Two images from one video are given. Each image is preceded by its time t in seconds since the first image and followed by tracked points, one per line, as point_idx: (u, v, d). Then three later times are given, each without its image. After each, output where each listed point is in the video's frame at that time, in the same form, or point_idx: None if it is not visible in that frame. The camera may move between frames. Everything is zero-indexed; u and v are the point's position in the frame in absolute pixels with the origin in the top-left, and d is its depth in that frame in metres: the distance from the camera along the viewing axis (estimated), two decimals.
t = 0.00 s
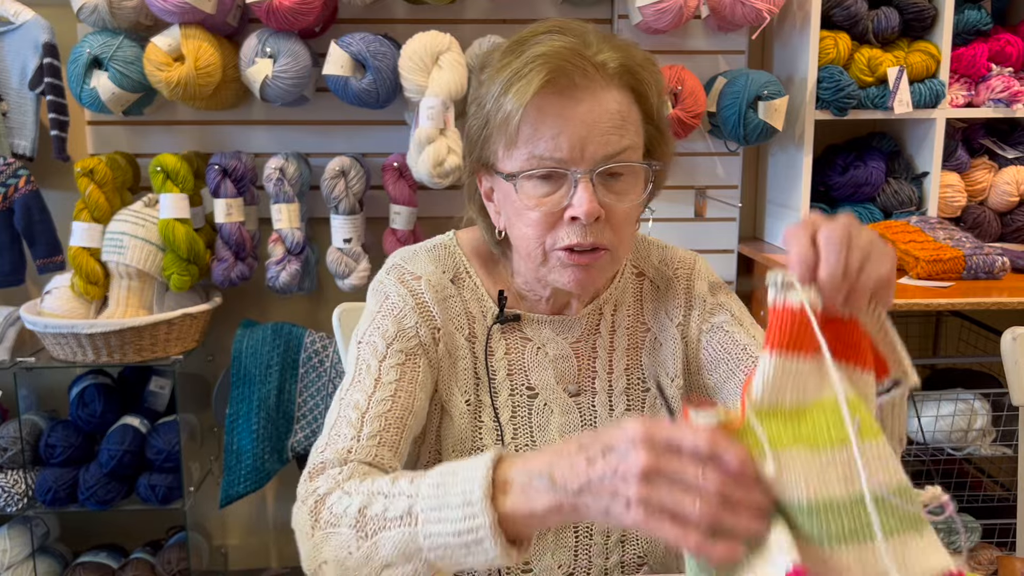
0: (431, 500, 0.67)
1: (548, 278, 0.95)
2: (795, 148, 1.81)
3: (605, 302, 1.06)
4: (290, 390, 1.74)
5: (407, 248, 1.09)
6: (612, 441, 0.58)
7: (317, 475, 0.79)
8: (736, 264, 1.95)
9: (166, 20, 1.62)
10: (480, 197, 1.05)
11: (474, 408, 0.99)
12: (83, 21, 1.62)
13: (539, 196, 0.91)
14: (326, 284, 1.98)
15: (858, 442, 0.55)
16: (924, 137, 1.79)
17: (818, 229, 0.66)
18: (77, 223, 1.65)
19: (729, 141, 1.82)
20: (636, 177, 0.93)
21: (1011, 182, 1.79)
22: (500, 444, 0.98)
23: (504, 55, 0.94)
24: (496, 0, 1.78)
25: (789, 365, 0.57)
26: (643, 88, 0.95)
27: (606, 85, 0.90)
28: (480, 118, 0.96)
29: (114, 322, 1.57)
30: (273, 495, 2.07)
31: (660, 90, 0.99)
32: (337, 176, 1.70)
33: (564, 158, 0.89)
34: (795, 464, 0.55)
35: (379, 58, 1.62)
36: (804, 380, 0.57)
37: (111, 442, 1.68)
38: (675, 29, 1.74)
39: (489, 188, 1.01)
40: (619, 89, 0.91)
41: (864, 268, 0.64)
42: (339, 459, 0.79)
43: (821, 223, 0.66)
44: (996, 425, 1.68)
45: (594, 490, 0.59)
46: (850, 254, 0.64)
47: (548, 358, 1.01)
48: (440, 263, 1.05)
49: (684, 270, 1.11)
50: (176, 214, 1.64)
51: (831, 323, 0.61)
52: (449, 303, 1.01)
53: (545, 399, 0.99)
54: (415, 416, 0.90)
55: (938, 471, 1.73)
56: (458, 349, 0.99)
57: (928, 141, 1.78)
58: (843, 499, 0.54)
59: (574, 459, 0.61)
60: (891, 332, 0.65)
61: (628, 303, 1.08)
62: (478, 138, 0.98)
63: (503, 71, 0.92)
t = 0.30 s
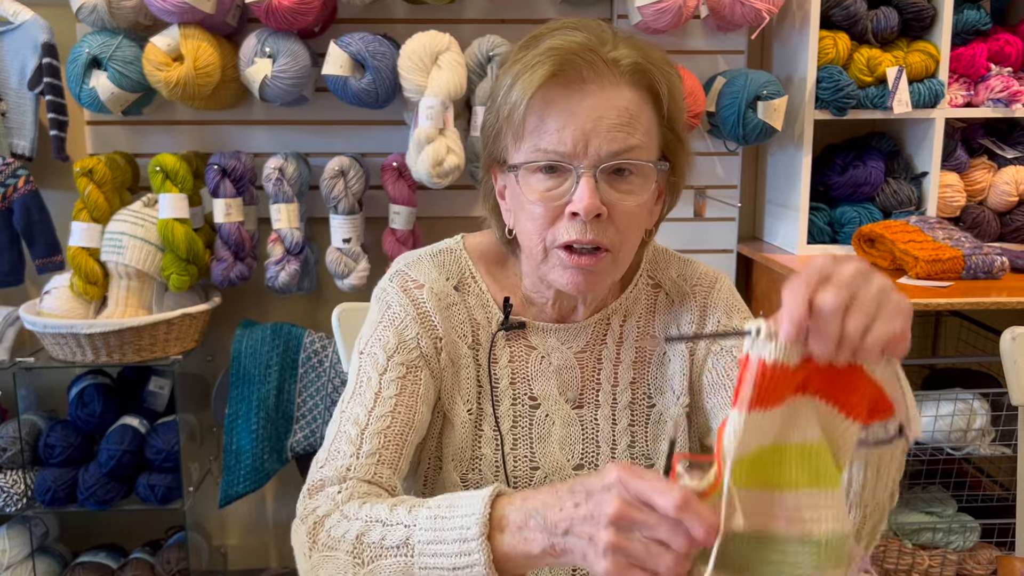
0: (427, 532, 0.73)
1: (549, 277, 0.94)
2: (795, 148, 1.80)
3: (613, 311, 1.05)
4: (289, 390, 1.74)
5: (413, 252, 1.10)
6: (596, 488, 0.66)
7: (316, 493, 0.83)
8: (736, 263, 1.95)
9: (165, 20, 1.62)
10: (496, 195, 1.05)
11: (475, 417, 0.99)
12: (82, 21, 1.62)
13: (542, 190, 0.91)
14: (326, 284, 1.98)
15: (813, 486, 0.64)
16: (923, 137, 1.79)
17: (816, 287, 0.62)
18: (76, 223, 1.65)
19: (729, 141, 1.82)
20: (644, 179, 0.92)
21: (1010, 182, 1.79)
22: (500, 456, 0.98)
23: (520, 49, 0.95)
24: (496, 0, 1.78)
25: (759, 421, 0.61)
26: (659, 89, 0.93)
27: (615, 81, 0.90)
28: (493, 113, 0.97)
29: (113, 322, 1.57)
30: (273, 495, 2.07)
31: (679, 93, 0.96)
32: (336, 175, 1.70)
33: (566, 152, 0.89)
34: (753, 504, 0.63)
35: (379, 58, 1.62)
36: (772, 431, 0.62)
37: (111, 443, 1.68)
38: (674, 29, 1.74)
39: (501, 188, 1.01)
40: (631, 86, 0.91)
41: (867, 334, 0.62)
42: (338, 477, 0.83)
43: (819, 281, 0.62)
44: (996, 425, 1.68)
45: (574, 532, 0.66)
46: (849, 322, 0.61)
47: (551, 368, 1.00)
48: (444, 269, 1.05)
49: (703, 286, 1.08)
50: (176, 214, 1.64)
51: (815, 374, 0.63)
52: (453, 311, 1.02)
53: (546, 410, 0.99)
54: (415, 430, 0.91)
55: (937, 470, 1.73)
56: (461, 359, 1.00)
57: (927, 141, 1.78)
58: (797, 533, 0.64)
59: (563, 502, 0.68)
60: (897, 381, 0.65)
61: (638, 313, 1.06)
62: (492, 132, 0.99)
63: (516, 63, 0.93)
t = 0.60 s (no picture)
0: (420, 523, 0.73)
1: (549, 286, 0.95)
2: (794, 148, 1.81)
3: (616, 318, 1.05)
4: (288, 390, 1.74)
5: (415, 253, 1.10)
6: (562, 457, 0.67)
7: (312, 495, 0.83)
8: (735, 263, 1.95)
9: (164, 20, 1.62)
10: (500, 196, 1.05)
11: (474, 422, 0.99)
12: (81, 20, 1.62)
13: (545, 201, 0.91)
14: (325, 284, 1.98)
15: (786, 494, 0.67)
16: (922, 137, 1.79)
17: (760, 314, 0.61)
18: (75, 223, 1.65)
19: (728, 140, 1.82)
20: (652, 195, 0.91)
21: (1009, 182, 1.79)
22: (498, 462, 0.98)
23: (530, 53, 0.95)
24: (496, 0, 1.78)
25: (725, 423, 0.65)
26: (670, 101, 0.93)
27: (625, 93, 0.89)
28: (499, 116, 0.97)
29: (112, 322, 1.57)
30: (272, 495, 2.07)
31: (690, 105, 0.96)
32: (336, 175, 1.70)
33: (572, 164, 0.89)
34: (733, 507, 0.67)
35: (379, 58, 1.62)
36: (743, 435, 0.66)
37: (110, 443, 1.68)
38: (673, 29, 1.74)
39: (505, 189, 1.01)
40: (641, 97, 0.90)
41: (806, 363, 0.60)
42: (334, 479, 0.84)
43: (764, 309, 0.60)
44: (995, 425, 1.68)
45: (558, 506, 0.66)
46: (783, 353, 0.60)
47: (551, 373, 1.00)
48: (446, 271, 1.05)
49: (706, 287, 1.09)
50: (175, 214, 1.64)
51: (773, 389, 0.67)
52: (453, 314, 1.02)
53: (546, 416, 0.99)
54: (413, 433, 0.91)
55: (936, 470, 1.73)
56: (460, 362, 1.00)
57: (926, 141, 1.78)
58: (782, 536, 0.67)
59: (546, 480, 0.68)
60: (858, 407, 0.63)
61: (641, 319, 1.06)
62: (497, 136, 0.98)
63: (525, 68, 0.93)
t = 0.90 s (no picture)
0: (419, 535, 0.73)
1: (549, 291, 0.95)
2: (793, 148, 1.81)
3: (615, 319, 1.05)
4: (287, 390, 1.74)
5: (415, 253, 1.10)
6: (559, 480, 0.68)
7: (312, 495, 0.83)
8: (734, 263, 1.95)
9: (163, 20, 1.62)
10: (497, 199, 1.05)
11: (473, 423, 0.99)
12: (80, 21, 1.61)
13: (546, 207, 0.91)
14: (324, 284, 1.98)
15: (786, 515, 0.73)
16: (921, 137, 1.79)
17: (763, 337, 0.68)
18: (74, 223, 1.64)
19: (727, 140, 1.82)
20: (653, 201, 0.92)
21: (1008, 182, 1.79)
22: (497, 464, 0.98)
23: (530, 57, 0.95)
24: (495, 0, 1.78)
25: (733, 458, 0.69)
26: (670, 106, 0.93)
27: (627, 98, 0.89)
28: (498, 119, 0.97)
29: (111, 322, 1.57)
30: (271, 494, 2.07)
31: (690, 110, 0.96)
32: (335, 175, 1.69)
33: (574, 170, 0.88)
34: (735, 530, 0.71)
35: (378, 58, 1.61)
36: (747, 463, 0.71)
37: (109, 443, 1.68)
38: (672, 29, 1.75)
39: (504, 193, 1.00)
40: (642, 102, 0.91)
41: (811, 385, 0.68)
42: (334, 480, 0.84)
43: (766, 331, 0.68)
44: (994, 425, 1.68)
45: (558, 529, 0.67)
46: (789, 374, 0.68)
47: (551, 375, 1.00)
48: (446, 271, 1.05)
49: (704, 286, 1.09)
50: (174, 214, 1.64)
51: (777, 415, 0.73)
52: (454, 314, 1.02)
53: (546, 418, 0.99)
54: (413, 434, 0.91)
55: (935, 470, 1.73)
56: (460, 363, 1.00)
57: (925, 141, 1.78)
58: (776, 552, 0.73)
59: (544, 500, 0.69)
60: (862, 424, 0.70)
61: (640, 320, 1.06)
62: (497, 140, 0.98)
63: (525, 73, 0.93)
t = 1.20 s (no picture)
0: (420, 532, 0.73)
1: (543, 289, 0.95)
2: (792, 148, 1.81)
3: (613, 319, 1.05)
4: (286, 390, 1.74)
5: (413, 254, 1.10)
6: (559, 472, 0.68)
7: (311, 495, 0.83)
8: (733, 263, 1.95)
9: (162, 20, 1.62)
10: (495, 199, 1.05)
11: (472, 423, 0.99)
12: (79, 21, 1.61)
13: (539, 204, 0.91)
14: (324, 284, 1.98)
15: (786, 511, 0.72)
16: (920, 137, 1.79)
17: (757, 332, 0.69)
18: (73, 223, 1.64)
19: (726, 140, 1.82)
20: (645, 196, 0.92)
21: (1007, 182, 1.79)
22: (496, 464, 0.98)
23: (523, 56, 0.95)
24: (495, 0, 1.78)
25: (729, 454, 0.69)
26: (662, 102, 0.93)
27: (617, 94, 0.89)
28: (493, 118, 0.97)
29: (110, 322, 1.57)
30: (270, 494, 2.07)
31: (683, 106, 0.96)
32: (334, 175, 1.69)
33: (564, 166, 0.88)
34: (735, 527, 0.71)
35: (376, 58, 1.62)
36: (745, 459, 0.70)
37: (109, 443, 1.68)
38: (671, 29, 1.75)
39: (500, 193, 1.01)
40: (633, 98, 0.91)
41: (804, 379, 0.68)
42: (332, 480, 0.83)
43: (761, 325, 0.68)
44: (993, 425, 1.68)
45: (558, 523, 0.67)
46: (782, 368, 0.68)
47: (549, 375, 1.00)
48: (444, 271, 1.05)
49: (702, 286, 1.09)
50: (173, 214, 1.64)
51: (769, 412, 0.73)
52: (452, 314, 1.02)
53: (544, 418, 0.99)
54: (412, 434, 0.91)
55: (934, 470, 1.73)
56: (458, 363, 1.00)
57: (924, 142, 1.78)
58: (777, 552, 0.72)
59: (543, 496, 0.69)
60: (853, 423, 0.70)
61: (638, 320, 1.06)
62: (492, 139, 0.99)
63: (517, 70, 0.93)
